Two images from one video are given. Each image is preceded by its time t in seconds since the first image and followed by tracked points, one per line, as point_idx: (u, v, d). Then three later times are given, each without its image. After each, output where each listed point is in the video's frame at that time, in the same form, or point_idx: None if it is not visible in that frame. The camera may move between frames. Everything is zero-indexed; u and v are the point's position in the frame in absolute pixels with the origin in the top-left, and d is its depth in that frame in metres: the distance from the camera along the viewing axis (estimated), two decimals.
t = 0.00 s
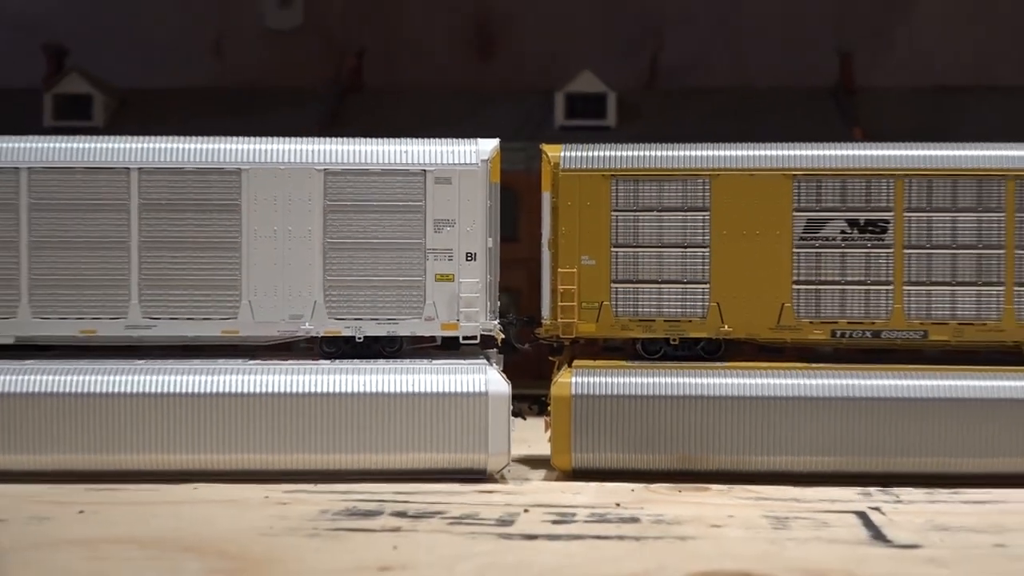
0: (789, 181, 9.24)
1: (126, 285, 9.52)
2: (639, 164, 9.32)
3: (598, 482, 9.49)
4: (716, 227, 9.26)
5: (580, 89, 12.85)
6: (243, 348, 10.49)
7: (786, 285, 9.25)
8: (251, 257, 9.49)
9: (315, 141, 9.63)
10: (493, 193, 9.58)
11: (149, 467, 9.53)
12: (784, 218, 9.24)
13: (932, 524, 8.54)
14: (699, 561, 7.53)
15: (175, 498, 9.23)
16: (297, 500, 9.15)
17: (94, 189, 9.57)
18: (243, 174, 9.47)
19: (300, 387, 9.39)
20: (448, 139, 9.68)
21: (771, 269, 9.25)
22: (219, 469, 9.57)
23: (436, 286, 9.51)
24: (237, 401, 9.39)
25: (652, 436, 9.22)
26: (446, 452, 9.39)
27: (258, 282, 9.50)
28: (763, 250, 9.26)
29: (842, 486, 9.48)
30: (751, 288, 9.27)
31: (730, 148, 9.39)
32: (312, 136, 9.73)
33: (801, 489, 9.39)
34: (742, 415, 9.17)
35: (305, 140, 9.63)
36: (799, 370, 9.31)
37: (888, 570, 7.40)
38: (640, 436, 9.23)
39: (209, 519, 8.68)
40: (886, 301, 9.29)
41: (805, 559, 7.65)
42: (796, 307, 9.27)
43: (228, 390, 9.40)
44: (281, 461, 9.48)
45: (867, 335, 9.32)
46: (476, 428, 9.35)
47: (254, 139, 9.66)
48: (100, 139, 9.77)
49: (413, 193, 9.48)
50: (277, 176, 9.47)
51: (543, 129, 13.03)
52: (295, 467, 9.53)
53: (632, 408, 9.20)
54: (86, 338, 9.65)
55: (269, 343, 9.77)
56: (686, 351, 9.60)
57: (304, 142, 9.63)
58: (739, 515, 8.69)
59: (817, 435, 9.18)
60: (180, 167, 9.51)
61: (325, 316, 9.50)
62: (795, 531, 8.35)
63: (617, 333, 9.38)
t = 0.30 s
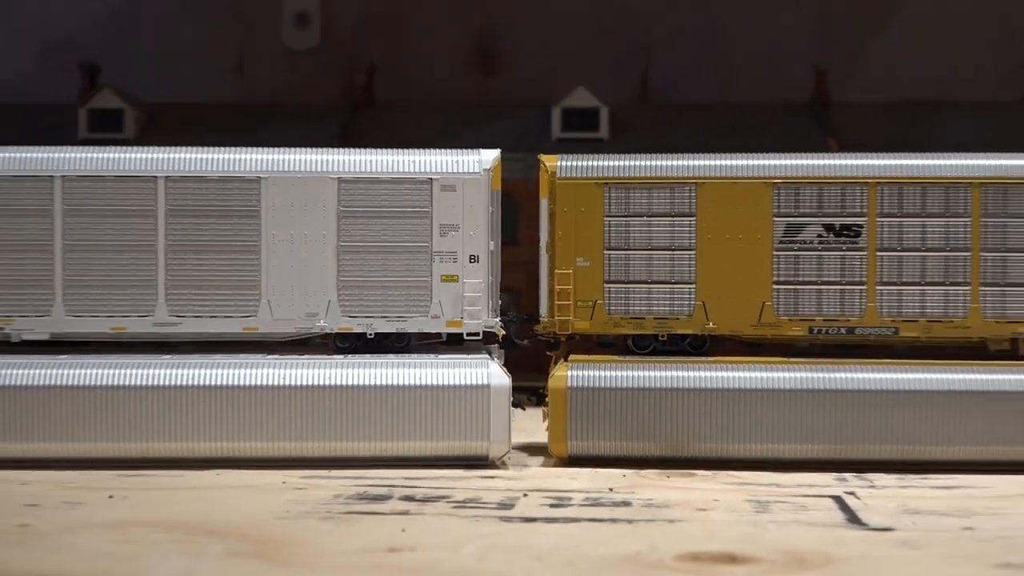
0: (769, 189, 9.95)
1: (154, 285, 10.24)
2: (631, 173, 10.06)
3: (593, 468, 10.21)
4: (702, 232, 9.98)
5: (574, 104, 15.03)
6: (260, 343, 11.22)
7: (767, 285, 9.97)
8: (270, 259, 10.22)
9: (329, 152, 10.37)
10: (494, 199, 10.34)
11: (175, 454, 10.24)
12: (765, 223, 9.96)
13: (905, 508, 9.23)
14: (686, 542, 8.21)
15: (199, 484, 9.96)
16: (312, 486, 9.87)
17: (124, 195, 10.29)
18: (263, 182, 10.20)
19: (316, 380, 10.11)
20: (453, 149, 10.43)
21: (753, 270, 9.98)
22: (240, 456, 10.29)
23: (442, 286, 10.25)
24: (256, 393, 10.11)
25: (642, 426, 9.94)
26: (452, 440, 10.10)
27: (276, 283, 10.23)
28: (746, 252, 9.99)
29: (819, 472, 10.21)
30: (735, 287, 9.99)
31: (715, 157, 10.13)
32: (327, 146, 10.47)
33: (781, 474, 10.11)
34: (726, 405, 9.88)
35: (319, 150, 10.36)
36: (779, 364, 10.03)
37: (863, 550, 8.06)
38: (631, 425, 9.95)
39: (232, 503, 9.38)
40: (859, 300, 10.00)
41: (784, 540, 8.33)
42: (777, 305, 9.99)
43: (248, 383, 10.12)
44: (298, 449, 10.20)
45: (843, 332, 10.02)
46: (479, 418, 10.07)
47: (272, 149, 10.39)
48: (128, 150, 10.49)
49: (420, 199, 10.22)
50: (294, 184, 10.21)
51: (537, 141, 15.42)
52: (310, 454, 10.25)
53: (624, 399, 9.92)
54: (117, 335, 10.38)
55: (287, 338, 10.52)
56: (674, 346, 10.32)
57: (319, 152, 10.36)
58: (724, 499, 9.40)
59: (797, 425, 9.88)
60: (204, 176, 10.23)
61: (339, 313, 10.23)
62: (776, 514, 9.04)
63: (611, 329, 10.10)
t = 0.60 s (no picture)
0: (751, 196, 10.73)
1: (179, 285, 11.00)
2: (623, 181, 10.86)
3: (587, 455, 11.00)
4: (689, 236, 10.77)
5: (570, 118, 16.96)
6: (277, 339, 12.02)
7: (749, 285, 10.75)
8: (288, 261, 11.01)
9: (343, 161, 11.16)
10: (495, 206, 11.18)
11: (199, 443, 10.98)
12: (746, 227, 10.73)
13: (878, 493, 9.98)
14: (674, 523, 8.92)
15: (221, 470, 10.73)
16: (326, 472, 10.65)
17: (151, 201, 11.06)
18: (281, 189, 10.99)
19: (330, 373, 10.87)
20: (458, 159, 11.24)
21: (736, 271, 10.76)
22: (258, 444, 11.05)
23: (447, 286, 11.05)
24: (274, 385, 10.85)
25: (633, 416, 10.71)
26: (457, 429, 10.88)
27: (293, 283, 11.02)
28: (729, 255, 10.77)
29: (797, 458, 10.99)
30: (719, 287, 10.77)
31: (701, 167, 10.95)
32: (340, 157, 11.26)
33: (762, 461, 10.89)
34: (710, 397, 10.65)
35: (332, 160, 11.17)
36: (760, 359, 10.80)
37: (840, 532, 8.75)
38: (623, 415, 10.71)
39: (253, 488, 10.14)
40: (834, 299, 10.77)
41: (765, 522, 9.03)
42: (758, 304, 10.76)
43: (267, 376, 10.87)
44: (313, 437, 10.97)
45: (819, 328, 10.79)
46: (482, 408, 10.85)
47: (290, 159, 11.18)
48: (154, 161, 11.27)
49: (427, 206, 11.01)
50: (310, 191, 11.00)
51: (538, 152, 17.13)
52: (324, 442, 11.01)
53: (616, 391, 10.69)
54: (144, 331, 11.14)
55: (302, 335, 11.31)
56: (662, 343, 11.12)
57: (333, 161, 11.16)
58: (709, 484, 10.17)
59: (778, 415, 10.65)
60: (226, 184, 11.02)
61: (351, 311, 11.02)
62: (758, 498, 9.78)
63: (603, 326, 10.89)
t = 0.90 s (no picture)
0: (733, 202, 11.58)
1: (203, 284, 11.82)
2: (615, 189, 11.72)
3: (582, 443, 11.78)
4: (676, 239, 11.65)
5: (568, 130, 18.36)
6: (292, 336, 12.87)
7: (732, 285, 11.60)
8: (304, 262, 11.86)
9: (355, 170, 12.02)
10: (497, 211, 12.04)
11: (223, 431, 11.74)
12: (729, 231, 11.59)
13: (854, 479, 10.51)
14: (663, 507, 9.33)
15: (241, 456, 11.41)
16: (340, 458, 11.39)
17: (176, 206, 11.85)
18: (298, 196, 11.83)
19: (343, 366, 11.67)
20: (462, 168, 12.11)
21: (719, 271, 11.62)
22: (275, 432, 11.81)
23: (452, 285, 11.94)
24: (291, 377, 11.62)
25: (624, 406, 11.54)
26: (462, 418, 11.71)
27: (309, 282, 11.86)
28: (714, 257, 11.63)
29: (778, 447, 11.77)
30: (704, 286, 11.63)
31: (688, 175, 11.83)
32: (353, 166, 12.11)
33: (745, 449, 11.67)
34: (695, 389, 11.48)
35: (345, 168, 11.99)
36: (742, 353, 11.64)
37: (819, 516, 9.08)
38: (615, 405, 11.55)
39: (270, 473, 10.72)
40: (813, 297, 11.60)
41: (748, 505, 9.47)
42: (740, 302, 11.62)
43: (284, 368, 11.65)
44: (327, 426, 11.76)
45: (797, 325, 11.63)
46: (484, 398, 11.69)
47: (306, 168, 12.02)
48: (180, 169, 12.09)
49: (433, 212, 11.89)
50: (325, 197, 11.85)
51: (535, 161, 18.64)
52: (337, 431, 11.80)
53: (608, 383, 11.53)
54: (170, 327, 11.91)
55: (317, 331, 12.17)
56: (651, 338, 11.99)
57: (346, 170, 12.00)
58: (696, 471, 10.83)
59: (758, 405, 11.49)
60: (247, 192, 11.84)
61: (363, 309, 11.88)
62: (740, 483, 10.37)
63: (597, 322, 11.77)
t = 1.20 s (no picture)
0: (729, 204, 11.85)
1: (210, 284, 12.07)
2: (613, 191, 11.99)
3: (581, 439, 12.00)
4: (673, 240, 11.92)
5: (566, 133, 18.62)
6: (296, 335, 13.10)
7: (726, 284, 11.85)
8: (308, 261, 12.11)
9: (359, 172, 12.28)
10: (497, 212, 12.30)
11: (228, 427, 11.97)
12: (724, 232, 11.86)
13: (847, 475, 10.55)
14: (660, 503, 9.39)
15: (247, 452, 11.59)
16: (343, 454, 11.59)
17: (183, 207, 12.09)
18: (302, 196, 12.09)
19: (347, 363, 11.92)
20: (463, 170, 12.38)
21: (715, 271, 11.88)
22: (280, 428, 12.06)
23: (453, 284, 12.20)
24: (297, 373, 11.88)
25: (622, 403, 11.79)
26: (463, 414, 11.96)
27: (313, 281, 12.11)
28: (710, 256, 11.89)
29: (773, 443, 11.97)
30: (701, 285, 11.90)
31: (685, 177, 12.09)
32: (356, 168, 12.37)
33: (740, 445, 11.89)
34: (691, 387, 11.73)
35: (349, 170, 12.25)
36: (738, 351, 11.90)
37: (813, 511, 9.14)
38: (613, 402, 11.80)
39: (275, 468, 10.83)
40: (806, 296, 11.85)
41: (744, 501, 9.49)
42: (735, 301, 11.88)
43: (289, 365, 11.90)
44: (331, 422, 12.00)
45: (791, 324, 11.89)
46: (485, 395, 11.94)
47: (311, 169, 12.28)
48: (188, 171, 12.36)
49: (435, 213, 12.16)
50: (330, 198, 12.10)
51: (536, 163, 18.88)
52: (341, 427, 12.05)
53: (607, 381, 11.78)
54: (177, 325, 12.16)
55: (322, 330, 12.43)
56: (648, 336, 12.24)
57: (349, 172, 12.27)
58: (692, 466, 10.99)
59: (752, 401, 11.73)
60: (253, 193, 12.10)
61: (367, 307, 12.14)
62: (736, 479, 10.43)
63: (595, 320, 12.04)
